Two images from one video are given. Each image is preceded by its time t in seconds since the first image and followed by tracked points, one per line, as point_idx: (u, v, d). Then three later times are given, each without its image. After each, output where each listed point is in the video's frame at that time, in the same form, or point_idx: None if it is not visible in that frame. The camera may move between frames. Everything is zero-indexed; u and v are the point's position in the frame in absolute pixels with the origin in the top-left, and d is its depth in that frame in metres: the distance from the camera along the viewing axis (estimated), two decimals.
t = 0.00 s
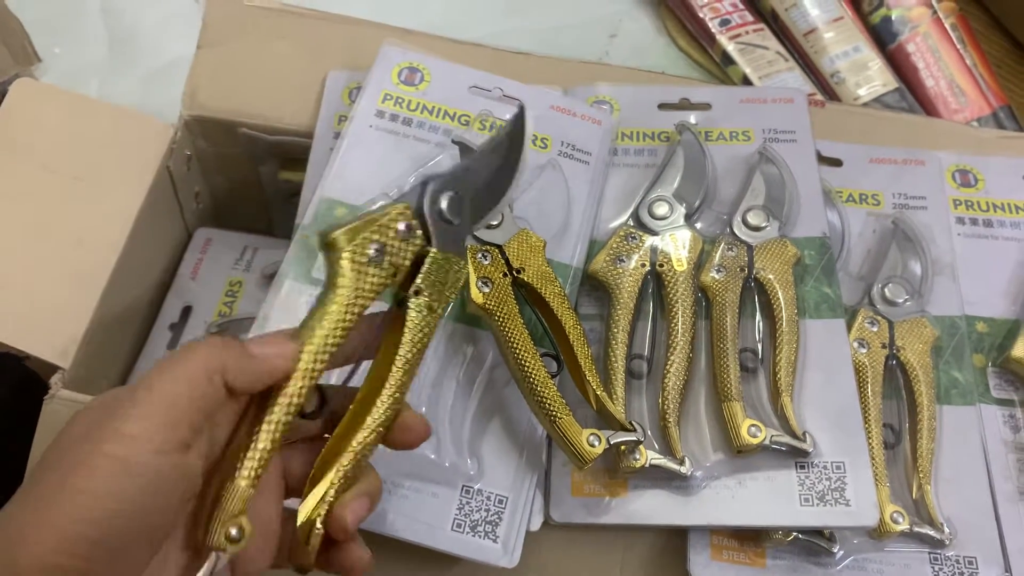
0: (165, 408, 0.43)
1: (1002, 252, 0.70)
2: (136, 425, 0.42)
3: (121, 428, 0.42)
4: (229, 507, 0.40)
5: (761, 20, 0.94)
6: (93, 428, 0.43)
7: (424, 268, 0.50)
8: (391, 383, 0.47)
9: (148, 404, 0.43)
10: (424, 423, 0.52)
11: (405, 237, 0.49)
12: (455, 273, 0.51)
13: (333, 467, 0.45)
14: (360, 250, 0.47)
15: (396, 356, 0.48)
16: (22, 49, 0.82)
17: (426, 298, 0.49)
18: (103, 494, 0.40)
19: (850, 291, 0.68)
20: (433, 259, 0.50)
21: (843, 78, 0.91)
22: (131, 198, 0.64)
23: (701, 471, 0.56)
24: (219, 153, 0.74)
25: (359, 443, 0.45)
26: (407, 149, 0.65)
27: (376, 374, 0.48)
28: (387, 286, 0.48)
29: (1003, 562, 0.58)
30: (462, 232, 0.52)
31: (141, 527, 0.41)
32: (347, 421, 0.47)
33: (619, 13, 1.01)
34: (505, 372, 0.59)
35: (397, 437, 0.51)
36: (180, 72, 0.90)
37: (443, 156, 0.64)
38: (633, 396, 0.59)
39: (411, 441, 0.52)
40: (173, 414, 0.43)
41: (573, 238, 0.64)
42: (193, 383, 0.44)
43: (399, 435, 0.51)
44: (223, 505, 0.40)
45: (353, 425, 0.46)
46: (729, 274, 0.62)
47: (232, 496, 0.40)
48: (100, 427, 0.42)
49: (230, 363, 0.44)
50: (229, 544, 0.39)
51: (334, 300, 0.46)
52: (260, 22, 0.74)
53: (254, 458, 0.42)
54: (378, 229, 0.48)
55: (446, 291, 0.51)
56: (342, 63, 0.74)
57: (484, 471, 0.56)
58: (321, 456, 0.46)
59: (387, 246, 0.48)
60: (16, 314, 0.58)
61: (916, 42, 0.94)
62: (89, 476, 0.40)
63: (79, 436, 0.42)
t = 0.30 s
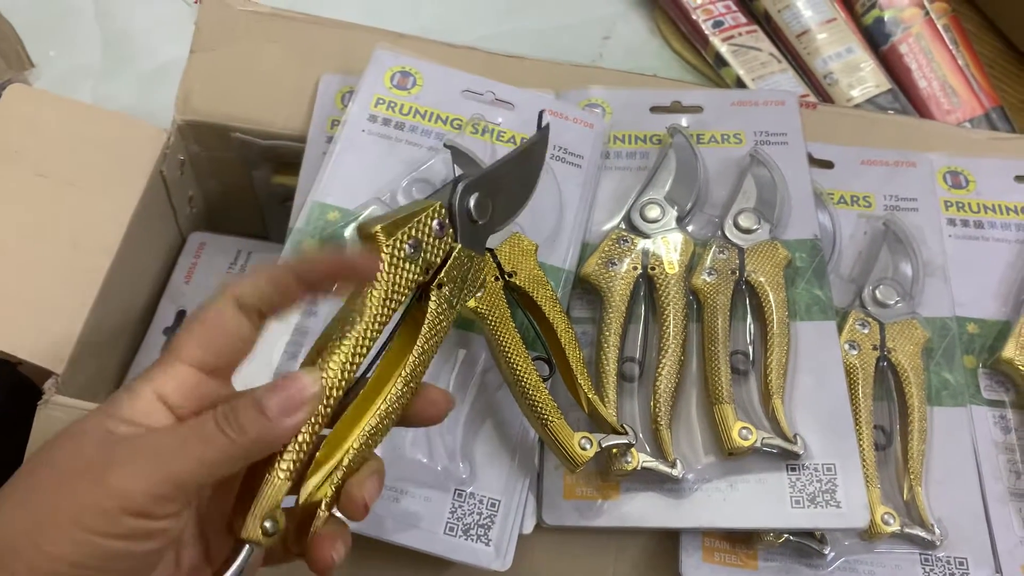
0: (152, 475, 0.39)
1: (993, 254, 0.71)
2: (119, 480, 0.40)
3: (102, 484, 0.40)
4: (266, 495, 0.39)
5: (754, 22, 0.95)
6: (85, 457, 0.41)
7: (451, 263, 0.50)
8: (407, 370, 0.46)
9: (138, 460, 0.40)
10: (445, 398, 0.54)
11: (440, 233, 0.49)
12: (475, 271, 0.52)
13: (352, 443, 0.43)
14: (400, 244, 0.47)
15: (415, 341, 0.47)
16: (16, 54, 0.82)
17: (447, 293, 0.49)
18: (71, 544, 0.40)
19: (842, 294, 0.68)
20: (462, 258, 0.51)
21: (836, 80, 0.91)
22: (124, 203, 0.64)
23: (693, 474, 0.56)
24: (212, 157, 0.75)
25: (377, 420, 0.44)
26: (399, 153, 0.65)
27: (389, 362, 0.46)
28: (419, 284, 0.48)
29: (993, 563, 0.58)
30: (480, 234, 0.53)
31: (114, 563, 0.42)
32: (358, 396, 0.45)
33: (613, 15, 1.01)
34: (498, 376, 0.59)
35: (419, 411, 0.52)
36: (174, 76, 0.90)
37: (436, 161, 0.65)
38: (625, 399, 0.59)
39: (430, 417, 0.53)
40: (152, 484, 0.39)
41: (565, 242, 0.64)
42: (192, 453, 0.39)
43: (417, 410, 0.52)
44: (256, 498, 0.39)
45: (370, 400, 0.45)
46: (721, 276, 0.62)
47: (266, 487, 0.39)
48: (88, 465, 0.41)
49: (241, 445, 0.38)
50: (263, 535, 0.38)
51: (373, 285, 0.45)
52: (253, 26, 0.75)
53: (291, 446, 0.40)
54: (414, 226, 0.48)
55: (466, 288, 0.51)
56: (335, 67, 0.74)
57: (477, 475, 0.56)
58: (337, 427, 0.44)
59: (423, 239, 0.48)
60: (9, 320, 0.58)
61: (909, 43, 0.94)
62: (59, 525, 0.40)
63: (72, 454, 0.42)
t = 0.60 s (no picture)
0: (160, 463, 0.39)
1: (993, 251, 0.70)
2: (126, 472, 0.39)
3: (111, 478, 0.39)
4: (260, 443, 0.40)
5: (754, 20, 0.94)
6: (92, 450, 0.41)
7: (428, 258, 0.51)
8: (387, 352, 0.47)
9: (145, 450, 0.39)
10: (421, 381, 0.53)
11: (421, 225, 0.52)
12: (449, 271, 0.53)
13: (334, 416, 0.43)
14: (384, 229, 0.49)
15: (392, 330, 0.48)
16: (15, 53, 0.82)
17: (425, 284, 0.51)
18: (91, 534, 0.40)
19: (841, 291, 0.68)
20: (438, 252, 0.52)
21: (835, 77, 0.91)
22: (123, 202, 0.64)
23: (693, 472, 0.56)
24: (211, 156, 0.74)
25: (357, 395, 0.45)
26: (398, 152, 0.65)
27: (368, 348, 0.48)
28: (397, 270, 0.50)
29: (995, 560, 0.58)
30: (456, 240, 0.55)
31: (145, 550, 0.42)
32: (334, 383, 0.46)
33: (612, 13, 1.01)
34: (498, 374, 0.59)
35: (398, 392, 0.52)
36: (173, 75, 0.90)
37: (435, 159, 0.65)
38: (625, 397, 0.59)
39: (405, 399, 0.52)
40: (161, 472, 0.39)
41: (565, 240, 0.64)
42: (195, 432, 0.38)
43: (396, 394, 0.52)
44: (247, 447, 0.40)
45: (349, 380, 0.46)
46: (721, 274, 0.62)
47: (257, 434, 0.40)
48: (95, 460, 0.40)
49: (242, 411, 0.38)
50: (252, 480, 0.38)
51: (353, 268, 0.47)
52: (252, 25, 0.74)
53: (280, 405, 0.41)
54: (397, 214, 0.50)
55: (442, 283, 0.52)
56: (334, 65, 0.74)
57: (477, 473, 0.56)
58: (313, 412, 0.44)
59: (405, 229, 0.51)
60: (7, 321, 0.58)
61: (908, 40, 0.94)
62: (75, 519, 0.39)
63: (79, 451, 0.41)
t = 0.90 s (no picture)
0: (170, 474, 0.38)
1: (998, 248, 0.70)
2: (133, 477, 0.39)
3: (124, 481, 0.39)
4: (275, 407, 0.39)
5: (757, 17, 0.94)
6: (106, 448, 0.41)
7: (430, 256, 0.51)
8: (397, 342, 0.47)
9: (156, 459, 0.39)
10: (431, 372, 0.53)
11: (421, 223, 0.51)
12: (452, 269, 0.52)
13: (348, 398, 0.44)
14: (384, 224, 0.49)
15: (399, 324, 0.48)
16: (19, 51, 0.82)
17: (428, 280, 0.50)
18: (100, 535, 0.40)
19: (847, 287, 0.68)
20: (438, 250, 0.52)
21: (839, 74, 0.91)
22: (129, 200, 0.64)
23: (700, 468, 0.56)
24: (216, 154, 0.74)
25: (372, 381, 0.45)
26: (404, 149, 0.65)
27: (379, 338, 0.48)
28: (399, 266, 0.49)
29: (1002, 557, 0.58)
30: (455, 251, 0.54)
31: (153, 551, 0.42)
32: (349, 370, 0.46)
33: (616, 11, 1.01)
34: (504, 371, 0.59)
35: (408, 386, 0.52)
36: (177, 73, 0.90)
37: (440, 156, 0.65)
38: (631, 394, 0.59)
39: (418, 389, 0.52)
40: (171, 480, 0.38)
41: (570, 237, 0.64)
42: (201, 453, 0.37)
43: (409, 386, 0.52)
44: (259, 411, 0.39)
45: (360, 370, 0.46)
46: (726, 271, 0.62)
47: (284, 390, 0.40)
48: (107, 460, 0.40)
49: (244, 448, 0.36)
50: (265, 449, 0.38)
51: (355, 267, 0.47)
52: (256, 22, 0.74)
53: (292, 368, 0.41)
54: (397, 210, 0.50)
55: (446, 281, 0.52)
56: (339, 62, 0.74)
57: (484, 469, 0.56)
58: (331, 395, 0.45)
59: (405, 226, 0.50)
60: (14, 318, 0.58)
61: (912, 37, 0.94)
62: (85, 520, 0.40)
63: (90, 450, 0.41)
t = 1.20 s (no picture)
0: (160, 512, 0.35)
1: (999, 247, 0.70)
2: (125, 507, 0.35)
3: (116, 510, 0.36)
4: (299, 408, 0.37)
5: (758, 17, 0.94)
6: (103, 469, 0.37)
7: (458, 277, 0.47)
8: (422, 360, 0.44)
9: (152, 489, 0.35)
10: (454, 393, 0.50)
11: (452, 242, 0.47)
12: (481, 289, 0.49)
13: (370, 414, 0.41)
14: (413, 238, 0.46)
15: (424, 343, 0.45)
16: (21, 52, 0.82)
17: (453, 303, 0.47)
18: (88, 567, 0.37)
19: (848, 286, 0.68)
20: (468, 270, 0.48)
21: (840, 74, 0.91)
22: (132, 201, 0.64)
23: (702, 467, 0.56)
24: (218, 154, 0.75)
25: (395, 398, 0.42)
26: (405, 149, 0.65)
27: (402, 355, 0.45)
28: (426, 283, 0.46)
29: (1003, 556, 0.58)
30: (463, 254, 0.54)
31: None
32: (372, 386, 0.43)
33: (617, 11, 1.01)
34: (506, 371, 0.59)
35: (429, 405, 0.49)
36: (178, 74, 0.90)
37: (442, 157, 0.65)
38: (632, 393, 0.59)
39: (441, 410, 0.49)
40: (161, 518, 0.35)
41: (571, 237, 0.64)
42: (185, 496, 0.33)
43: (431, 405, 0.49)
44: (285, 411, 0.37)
45: (381, 388, 0.43)
46: (728, 270, 0.62)
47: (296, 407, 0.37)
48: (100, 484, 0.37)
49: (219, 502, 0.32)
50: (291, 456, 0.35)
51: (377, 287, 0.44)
52: (257, 23, 0.75)
53: (322, 372, 0.39)
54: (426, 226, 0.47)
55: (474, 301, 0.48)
56: (340, 63, 0.74)
57: (486, 469, 0.56)
58: (351, 411, 0.42)
59: (434, 246, 0.47)
60: (17, 318, 0.58)
61: (913, 36, 0.94)
62: (68, 552, 0.37)
63: (91, 468, 0.38)
